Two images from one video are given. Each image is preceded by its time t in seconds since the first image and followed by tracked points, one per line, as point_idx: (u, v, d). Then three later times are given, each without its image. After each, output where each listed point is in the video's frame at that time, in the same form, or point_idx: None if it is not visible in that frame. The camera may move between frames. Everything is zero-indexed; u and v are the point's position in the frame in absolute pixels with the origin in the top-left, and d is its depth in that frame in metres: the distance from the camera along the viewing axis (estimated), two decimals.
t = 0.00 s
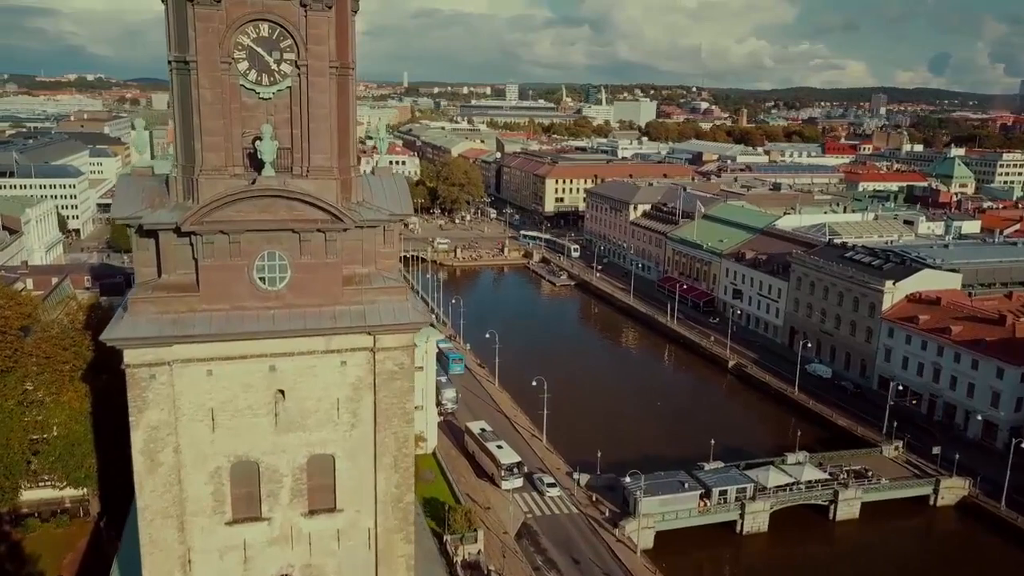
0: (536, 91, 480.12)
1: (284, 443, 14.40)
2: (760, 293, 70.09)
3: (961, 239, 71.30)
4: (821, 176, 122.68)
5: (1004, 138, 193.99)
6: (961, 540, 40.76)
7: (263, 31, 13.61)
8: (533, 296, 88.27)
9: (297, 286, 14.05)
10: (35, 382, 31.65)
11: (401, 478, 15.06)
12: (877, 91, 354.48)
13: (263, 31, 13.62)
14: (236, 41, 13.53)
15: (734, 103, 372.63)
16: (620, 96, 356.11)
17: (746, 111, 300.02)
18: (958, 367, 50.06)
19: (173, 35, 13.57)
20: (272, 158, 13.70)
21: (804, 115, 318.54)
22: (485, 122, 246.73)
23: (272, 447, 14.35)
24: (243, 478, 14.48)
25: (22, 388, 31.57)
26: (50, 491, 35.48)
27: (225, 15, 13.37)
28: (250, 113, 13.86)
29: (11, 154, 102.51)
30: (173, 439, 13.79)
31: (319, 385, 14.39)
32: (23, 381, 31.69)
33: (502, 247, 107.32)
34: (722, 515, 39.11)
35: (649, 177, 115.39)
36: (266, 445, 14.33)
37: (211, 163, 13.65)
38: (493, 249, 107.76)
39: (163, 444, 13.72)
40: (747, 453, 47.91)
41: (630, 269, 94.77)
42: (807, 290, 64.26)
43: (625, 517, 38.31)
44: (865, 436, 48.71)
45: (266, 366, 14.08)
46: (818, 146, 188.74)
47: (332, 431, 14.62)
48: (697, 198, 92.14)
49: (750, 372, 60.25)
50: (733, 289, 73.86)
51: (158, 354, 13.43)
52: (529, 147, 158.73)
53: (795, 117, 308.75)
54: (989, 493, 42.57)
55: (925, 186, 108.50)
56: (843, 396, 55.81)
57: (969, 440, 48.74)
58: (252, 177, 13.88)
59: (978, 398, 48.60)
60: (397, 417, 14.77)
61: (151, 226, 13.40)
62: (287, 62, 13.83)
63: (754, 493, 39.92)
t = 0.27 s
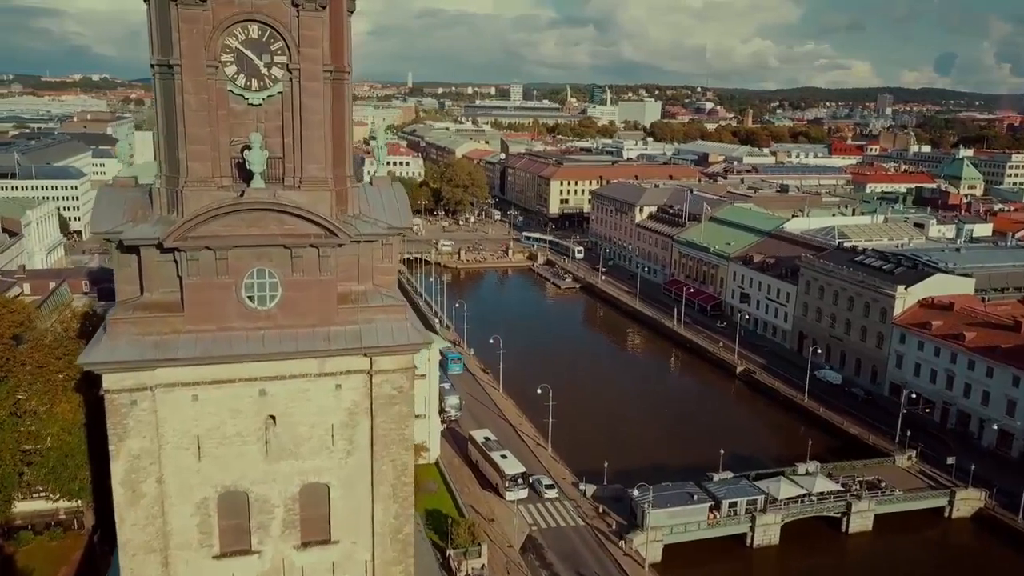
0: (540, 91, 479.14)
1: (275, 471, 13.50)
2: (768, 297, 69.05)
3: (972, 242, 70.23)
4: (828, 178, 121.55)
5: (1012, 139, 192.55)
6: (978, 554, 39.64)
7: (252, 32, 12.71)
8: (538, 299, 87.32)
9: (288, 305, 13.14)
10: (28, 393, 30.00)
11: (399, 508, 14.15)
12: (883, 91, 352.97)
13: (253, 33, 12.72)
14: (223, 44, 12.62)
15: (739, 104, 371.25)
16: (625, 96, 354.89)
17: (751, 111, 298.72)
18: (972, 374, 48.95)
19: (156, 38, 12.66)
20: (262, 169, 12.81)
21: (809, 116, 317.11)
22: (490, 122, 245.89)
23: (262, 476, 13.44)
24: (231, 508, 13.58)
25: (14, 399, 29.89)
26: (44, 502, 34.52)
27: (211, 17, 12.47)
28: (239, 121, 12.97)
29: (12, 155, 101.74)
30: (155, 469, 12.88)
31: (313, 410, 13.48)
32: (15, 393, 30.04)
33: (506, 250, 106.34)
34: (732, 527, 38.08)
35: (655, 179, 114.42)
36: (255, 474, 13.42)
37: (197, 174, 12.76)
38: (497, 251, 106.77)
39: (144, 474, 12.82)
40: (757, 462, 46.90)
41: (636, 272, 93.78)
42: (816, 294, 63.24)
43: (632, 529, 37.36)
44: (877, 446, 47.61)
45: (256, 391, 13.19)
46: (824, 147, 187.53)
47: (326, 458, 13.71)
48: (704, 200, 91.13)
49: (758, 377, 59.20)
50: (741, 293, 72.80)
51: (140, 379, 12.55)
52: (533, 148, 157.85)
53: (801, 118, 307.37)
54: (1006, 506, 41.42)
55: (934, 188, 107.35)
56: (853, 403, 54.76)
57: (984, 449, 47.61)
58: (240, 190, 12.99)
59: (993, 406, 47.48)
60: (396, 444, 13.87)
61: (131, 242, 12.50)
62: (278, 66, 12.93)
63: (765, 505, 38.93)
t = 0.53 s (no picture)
0: (545, 91, 478.17)
1: (265, 505, 12.58)
2: (777, 301, 68.00)
3: (984, 245, 69.09)
4: (836, 179, 120.36)
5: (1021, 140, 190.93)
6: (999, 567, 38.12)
7: (241, 34, 11.82)
8: (543, 301, 86.35)
9: (278, 327, 12.21)
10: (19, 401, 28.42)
11: (399, 543, 13.24)
12: (890, 92, 351.34)
13: (242, 34, 11.83)
14: (208, 46, 11.73)
15: (745, 104, 369.55)
16: (630, 97, 353.37)
17: (757, 112, 297.16)
18: (987, 382, 47.83)
19: (137, 40, 11.76)
20: (249, 182, 11.88)
21: (815, 116, 315.32)
22: (494, 123, 245.09)
23: (250, 509, 12.53)
24: (218, 544, 12.65)
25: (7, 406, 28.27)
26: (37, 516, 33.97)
27: (195, 18, 11.56)
28: (226, 130, 12.07)
29: (14, 156, 101.01)
30: (135, 504, 11.96)
31: (305, 438, 12.56)
32: (8, 401, 28.44)
33: (511, 252, 105.35)
34: (743, 541, 36.98)
35: (661, 181, 113.38)
36: (244, 508, 12.51)
37: (180, 186, 11.83)
38: (502, 254, 105.82)
39: (123, 509, 11.89)
40: (767, 470, 45.88)
41: (642, 274, 92.72)
42: (826, 299, 62.22)
43: (640, 543, 36.34)
44: (891, 455, 46.43)
45: (244, 419, 12.28)
46: (831, 147, 186.17)
47: (320, 489, 12.80)
48: (711, 202, 89.99)
49: (767, 383, 58.08)
50: (748, 297, 71.76)
51: (119, 407, 11.65)
52: (538, 149, 156.78)
53: (807, 118, 305.92)
54: None
55: (943, 190, 106.08)
56: (865, 410, 53.66)
57: (1000, 459, 46.41)
58: (227, 204, 12.08)
59: (1009, 415, 46.32)
60: (394, 473, 12.96)
61: (109, 261, 11.60)
62: (267, 70, 12.03)
63: (778, 519, 37.83)
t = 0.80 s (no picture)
0: (549, 92, 477.15)
1: (254, 543, 11.66)
2: (786, 306, 66.97)
3: (997, 250, 67.91)
4: (844, 181, 119.15)
5: None
6: None
7: (226, 37, 10.93)
8: (548, 305, 85.33)
9: (266, 352, 11.30)
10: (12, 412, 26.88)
11: None
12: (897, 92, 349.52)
13: (227, 37, 10.95)
14: (190, 50, 10.84)
15: (750, 105, 368.06)
16: (634, 97, 352.10)
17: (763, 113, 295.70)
18: (1003, 390, 46.59)
19: (114, 43, 10.89)
20: (235, 197, 10.99)
21: (821, 117, 313.64)
22: (499, 124, 244.27)
23: (238, 549, 11.61)
24: None
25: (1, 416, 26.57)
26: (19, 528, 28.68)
27: (177, 20, 10.70)
28: (210, 141, 11.20)
29: (16, 158, 100.44)
30: (112, 544, 11.04)
31: (297, 472, 11.64)
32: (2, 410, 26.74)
33: (515, 254, 104.41)
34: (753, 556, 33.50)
35: (667, 183, 112.33)
36: (230, 547, 11.59)
37: (161, 202, 10.96)
38: (506, 256, 104.80)
39: (98, 549, 10.98)
40: (777, 480, 44.82)
41: (648, 278, 91.69)
42: (836, 304, 61.18)
43: (648, 557, 35.33)
44: (905, 465, 45.24)
45: (230, 451, 11.36)
46: (838, 149, 184.81)
47: (312, 526, 11.87)
48: (719, 205, 88.94)
49: (776, 390, 56.90)
50: (757, 301, 70.77)
51: (95, 440, 10.77)
52: (543, 151, 155.85)
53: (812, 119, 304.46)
54: None
55: (953, 192, 104.78)
56: (876, 417, 52.54)
57: (1016, 470, 45.12)
58: (212, 221, 11.20)
59: None
60: (393, 509, 12.01)
61: (82, 282, 10.71)
62: (255, 76, 11.14)
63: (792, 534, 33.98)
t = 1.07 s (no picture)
0: (555, 92, 475.85)
1: None
2: (796, 310, 65.81)
3: (1011, 253, 66.64)
4: (853, 182, 117.79)
5: None
6: None
7: (209, 38, 10.02)
8: (554, 308, 84.27)
9: (251, 383, 10.40)
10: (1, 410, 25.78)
11: None
12: (904, 92, 347.43)
13: (210, 39, 10.04)
14: (171, 53, 9.94)
15: (756, 105, 366.30)
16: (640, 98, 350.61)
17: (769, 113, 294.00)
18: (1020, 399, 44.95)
19: (86, 46, 10.00)
20: (219, 214, 10.09)
21: (828, 117, 311.88)
22: (504, 124, 243.28)
23: None
24: None
25: None
26: None
27: (154, 21, 9.79)
28: (192, 154, 10.31)
29: (20, 159, 99.80)
30: None
31: (286, 512, 10.70)
32: None
33: (521, 257, 103.41)
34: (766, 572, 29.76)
35: (674, 184, 111.19)
36: None
37: (139, 220, 10.07)
38: (511, 258, 103.82)
39: None
40: (788, 490, 43.54)
41: (655, 281, 90.63)
42: (847, 309, 59.92)
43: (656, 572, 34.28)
44: (920, 477, 43.89)
45: (214, 489, 10.45)
46: (846, 149, 183.31)
47: (304, 569, 10.94)
48: (727, 207, 87.81)
49: (786, 397, 55.46)
50: (766, 306, 69.67)
51: (67, 479, 9.86)
52: (549, 151, 154.81)
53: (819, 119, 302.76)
54: None
55: (964, 194, 103.38)
56: (889, 425, 51.18)
57: None
58: (194, 240, 10.31)
59: None
60: (390, 551, 11.07)
61: (51, 307, 9.80)
62: (241, 81, 10.20)
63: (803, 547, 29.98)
